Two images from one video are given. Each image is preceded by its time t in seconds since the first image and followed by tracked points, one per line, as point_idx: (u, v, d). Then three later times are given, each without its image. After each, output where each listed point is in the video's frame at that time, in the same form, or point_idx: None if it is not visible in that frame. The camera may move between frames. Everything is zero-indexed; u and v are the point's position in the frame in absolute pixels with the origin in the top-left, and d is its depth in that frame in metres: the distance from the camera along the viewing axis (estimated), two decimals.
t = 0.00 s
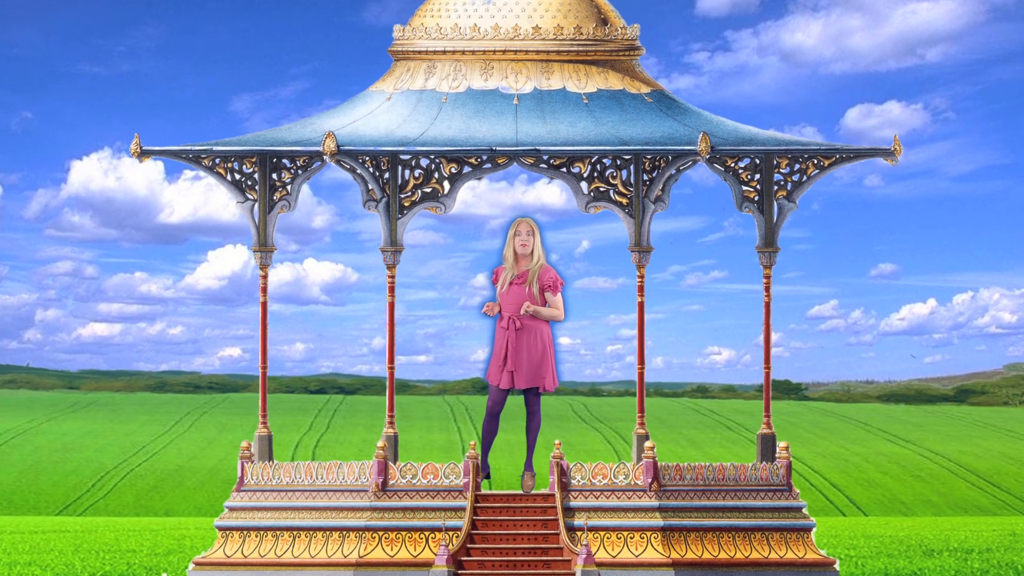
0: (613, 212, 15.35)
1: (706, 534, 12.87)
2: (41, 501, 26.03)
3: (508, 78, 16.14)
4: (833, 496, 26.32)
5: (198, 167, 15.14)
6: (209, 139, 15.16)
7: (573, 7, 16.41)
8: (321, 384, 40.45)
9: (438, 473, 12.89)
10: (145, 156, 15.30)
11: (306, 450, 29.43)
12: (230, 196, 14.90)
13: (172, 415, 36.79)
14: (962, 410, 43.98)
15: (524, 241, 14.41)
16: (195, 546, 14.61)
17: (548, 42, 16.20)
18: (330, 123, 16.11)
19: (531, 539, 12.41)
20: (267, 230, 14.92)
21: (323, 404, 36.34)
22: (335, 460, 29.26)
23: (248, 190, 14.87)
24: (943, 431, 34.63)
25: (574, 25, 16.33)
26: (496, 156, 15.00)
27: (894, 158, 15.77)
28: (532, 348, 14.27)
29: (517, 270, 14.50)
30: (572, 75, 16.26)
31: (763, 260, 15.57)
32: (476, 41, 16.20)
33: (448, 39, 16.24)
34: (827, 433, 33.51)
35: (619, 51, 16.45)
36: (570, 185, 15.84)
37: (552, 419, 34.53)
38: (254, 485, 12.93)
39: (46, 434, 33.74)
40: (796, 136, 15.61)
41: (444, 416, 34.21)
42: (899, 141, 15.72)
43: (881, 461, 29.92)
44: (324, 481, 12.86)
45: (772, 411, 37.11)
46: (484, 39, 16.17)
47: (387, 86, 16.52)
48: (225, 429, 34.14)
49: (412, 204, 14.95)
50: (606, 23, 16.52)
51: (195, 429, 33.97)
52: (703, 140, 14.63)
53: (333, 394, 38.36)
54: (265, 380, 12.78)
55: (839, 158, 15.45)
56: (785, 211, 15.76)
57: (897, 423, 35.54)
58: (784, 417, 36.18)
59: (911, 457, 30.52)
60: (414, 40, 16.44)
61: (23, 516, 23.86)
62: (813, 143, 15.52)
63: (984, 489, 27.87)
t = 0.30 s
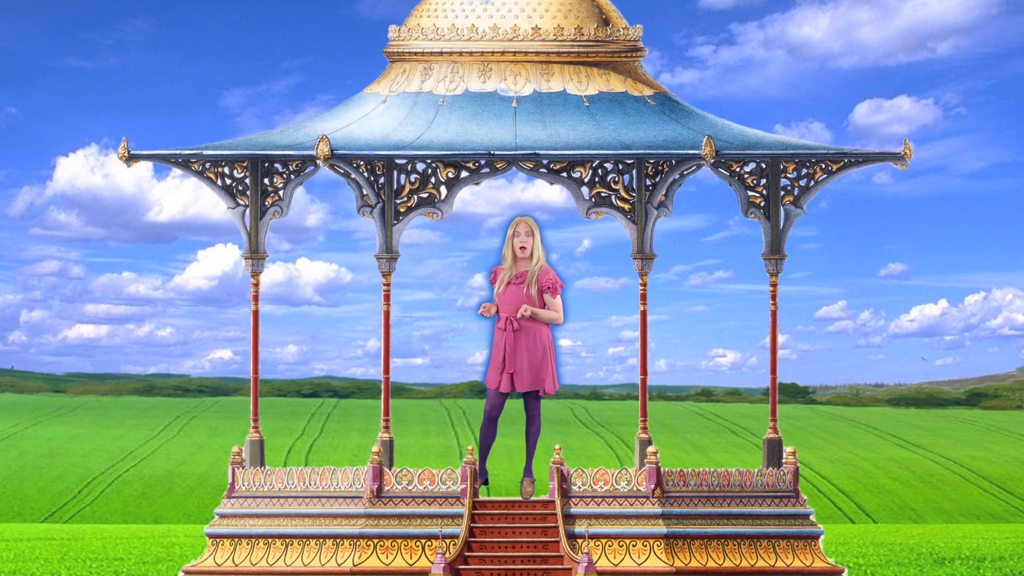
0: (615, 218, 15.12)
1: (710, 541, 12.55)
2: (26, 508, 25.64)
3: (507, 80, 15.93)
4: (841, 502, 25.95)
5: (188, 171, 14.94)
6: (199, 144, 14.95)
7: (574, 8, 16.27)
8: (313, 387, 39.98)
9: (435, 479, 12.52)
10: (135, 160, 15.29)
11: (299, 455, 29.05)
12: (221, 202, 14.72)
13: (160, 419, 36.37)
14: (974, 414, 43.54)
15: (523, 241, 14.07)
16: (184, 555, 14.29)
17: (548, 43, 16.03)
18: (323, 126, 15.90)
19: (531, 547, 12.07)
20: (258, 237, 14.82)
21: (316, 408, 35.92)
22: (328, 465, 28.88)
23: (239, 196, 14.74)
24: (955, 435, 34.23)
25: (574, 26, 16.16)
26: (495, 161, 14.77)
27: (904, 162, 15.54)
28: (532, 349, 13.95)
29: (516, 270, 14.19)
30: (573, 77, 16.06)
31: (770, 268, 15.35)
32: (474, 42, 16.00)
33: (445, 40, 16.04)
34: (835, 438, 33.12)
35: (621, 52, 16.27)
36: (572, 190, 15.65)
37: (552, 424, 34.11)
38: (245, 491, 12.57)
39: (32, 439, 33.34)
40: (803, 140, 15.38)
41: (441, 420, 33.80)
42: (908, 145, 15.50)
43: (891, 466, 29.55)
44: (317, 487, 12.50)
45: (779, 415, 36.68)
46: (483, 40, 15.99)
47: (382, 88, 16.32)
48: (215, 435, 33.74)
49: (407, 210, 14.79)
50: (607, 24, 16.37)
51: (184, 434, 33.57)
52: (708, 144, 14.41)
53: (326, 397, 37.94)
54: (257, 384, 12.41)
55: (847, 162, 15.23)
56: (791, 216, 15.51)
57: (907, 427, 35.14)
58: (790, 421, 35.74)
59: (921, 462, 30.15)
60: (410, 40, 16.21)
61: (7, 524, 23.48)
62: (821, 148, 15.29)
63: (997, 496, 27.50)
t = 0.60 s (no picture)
0: (617, 224, 14.97)
1: (715, 549, 12.42)
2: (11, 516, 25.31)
3: (505, 83, 15.81)
4: (850, 509, 25.61)
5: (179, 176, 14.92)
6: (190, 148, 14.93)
7: (575, 8, 16.13)
8: (305, 390, 39.55)
9: (432, 485, 12.21)
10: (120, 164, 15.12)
11: (291, 460, 28.70)
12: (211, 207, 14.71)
13: (149, 423, 36.00)
14: (986, 419, 43.05)
15: (522, 240, 13.79)
16: (171, 563, 14.04)
17: (547, 44, 15.93)
18: (317, 129, 15.81)
19: (529, 555, 11.71)
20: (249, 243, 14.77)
21: (309, 412, 35.54)
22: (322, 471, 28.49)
23: (230, 201, 14.69)
24: (966, 440, 33.84)
25: (575, 26, 16.04)
26: (493, 165, 14.68)
27: (914, 167, 15.43)
28: (530, 352, 13.62)
29: (514, 270, 13.91)
30: (573, 79, 15.94)
31: (776, 275, 15.05)
32: (471, 43, 15.89)
33: (442, 41, 15.95)
34: (844, 443, 32.74)
35: (623, 53, 16.16)
36: (572, 197, 15.40)
37: (552, 428, 33.75)
38: (237, 497, 12.32)
39: (17, 444, 32.96)
40: (810, 145, 15.28)
41: (437, 425, 33.39)
42: (920, 150, 15.36)
43: (901, 472, 29.20)
44: (310, 494, 12.22)
45: (786, 419, 36.27)
46: (480, 41, 15.89)
47: (377, 91, 16.22)
48: (205, 439, 33.40)
49: (403, 216, 14.71)
50: (608, 24, 16.25)
51: (173, 439, 33.19)
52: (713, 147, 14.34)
53: (320, 401, 37.55)
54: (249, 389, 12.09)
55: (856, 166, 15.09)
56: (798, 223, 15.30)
57: (917, 431, 34.74)
58: (797, 426, 35.33)
59: (931, 468, 29.80)
60: (405, 42, 16.13)
61: None
62: (828, 152, 15.14)
63: (1010, 502, 27.15)
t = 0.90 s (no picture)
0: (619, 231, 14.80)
1: (719, 557, 12.41)
2: None
3: (504, 85, 15.65)
4: (858, 515, 25.35)
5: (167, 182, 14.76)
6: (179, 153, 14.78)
7: (576, 9, 15.92)
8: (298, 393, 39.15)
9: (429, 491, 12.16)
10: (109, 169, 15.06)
11: (285, 466, 28.35)
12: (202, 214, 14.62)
13: (138, 427, 35.58)
14: (999, 423, 42.58)
15: (522, 238, 13.50)
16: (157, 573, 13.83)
17: (547, 46, 15.72)
18: (310, 133, 15.70)
19: (529, 562, 11.45)
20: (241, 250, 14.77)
21: (303, 415, 35.12)
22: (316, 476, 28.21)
23: (221, 208, 14.65)
24: (978, 445, 33.48)
25: (576, 28, 15.84)
26: (492, 171, 14.60)
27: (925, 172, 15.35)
28: (531, 354, 13.36)
29: (512, 270, 13.65)
30: (573, 82, 15.75)
31: (783, 283, 15.05)
32: (469, 45, 15.70)
33: (439, 42, 15.78)
34: (853, 447, 32.40)
35: (625, 56, 15.93)
36: (573, 203, 15.21)
37: (553, 431, 33.42)
38: (228, 503, 12.32)
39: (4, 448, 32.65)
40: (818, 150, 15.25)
41: (435, 428, 32.96)
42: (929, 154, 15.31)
43: (910, 477, 28.89)
44: (303, 500, 12.19)
45: (792, 423, 35.89)
46: (478, 43, 15.70)
47: (372, 93, 16.06)
48: (196, 443, 33.06)
49: (399, 223, 14.64)
50: (610, 26, 16.05)
51: (163, 443, 32.85)
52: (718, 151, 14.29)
53: (313, 404, 37.20)
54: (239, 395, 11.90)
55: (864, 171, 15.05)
56: (805, 229, 15.24)
57: (927, 436, 34.39)
58: (804, 429, 34.97)
59: (941, 473, 29.48)
60: (401, 44, 15.96)
61: None
62: (835, 157, 15.10)
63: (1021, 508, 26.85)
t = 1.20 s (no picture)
0: (621, 238, 14.59)
1: (724, 564, 12.13)
2: None
3: (503, 89, 15.43)
4: (867, 522, 25.01)
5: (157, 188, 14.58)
6: (169, 159, 14.61)
7: (576, 10, 15.76)
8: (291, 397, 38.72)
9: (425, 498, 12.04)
10: (98, 175, 14.84)
11: (278, 470, 27.98)
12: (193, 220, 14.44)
13: (127, 431, 35.15)
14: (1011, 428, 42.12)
15: (520, 237, 13.36)
16: None
17: (547, 48, 15.54)
18: (303, 138, 15.45)
19: (528, 571, 11.44)
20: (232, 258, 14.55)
21: (296, 419, 34.70)
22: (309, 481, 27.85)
23: (212, 214, 14.48)
24: (990, 450, 33.09)
25: (576, 29, 15.68)
26: (491, 176, 14.32)
27: (935, 178, 15.11)
28: (530, 357, 13.10)
29: (512, 270, 13.42)
30: (574, 85, 15.53)
31: (788, 292, 14.83)
32: (466, 47, 15.53)
33: (436, 44, 15.59)
34: (862, 452, 32.02)
35: (627, 58, 15.79)
36: (574, 209, 14.96)
37: (553, 436, 33.06)
38: (219, 510, 12.17)
39: None
40: (825, 155, 15.04)
41: (432, 433, 32.57)
42: (940, 160, 15.06)
43: (920, 483, 28.60)
44: (297, 506, 12.08)
45: (798, 427, 35.49)
46: (476, 45, 15.52)
47: (367, 97, 15.83)
48: (185, 448, 32.67)
49: (394, 230, 14.39)
50: (612, 27, 15.90)
51: (152, 449, 32.47)
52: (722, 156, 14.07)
53: (307, 408, 36.80)
54: (232, 400, 11.86)
55: (872, 177, 14.91)
56: (812, 236, 15.02)
57: (938, 441, 34.01)
58: (811, 434, 34.58)
59: (952, 478, 29.17)
60: (398, 46, 15.79)
61: None
62: (843, 163, 14.92)
63: None
